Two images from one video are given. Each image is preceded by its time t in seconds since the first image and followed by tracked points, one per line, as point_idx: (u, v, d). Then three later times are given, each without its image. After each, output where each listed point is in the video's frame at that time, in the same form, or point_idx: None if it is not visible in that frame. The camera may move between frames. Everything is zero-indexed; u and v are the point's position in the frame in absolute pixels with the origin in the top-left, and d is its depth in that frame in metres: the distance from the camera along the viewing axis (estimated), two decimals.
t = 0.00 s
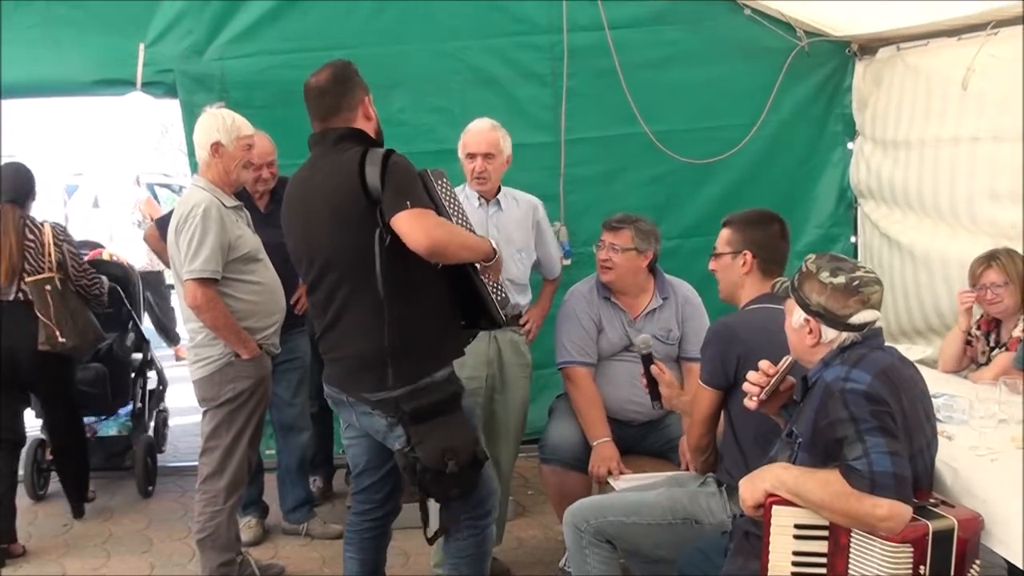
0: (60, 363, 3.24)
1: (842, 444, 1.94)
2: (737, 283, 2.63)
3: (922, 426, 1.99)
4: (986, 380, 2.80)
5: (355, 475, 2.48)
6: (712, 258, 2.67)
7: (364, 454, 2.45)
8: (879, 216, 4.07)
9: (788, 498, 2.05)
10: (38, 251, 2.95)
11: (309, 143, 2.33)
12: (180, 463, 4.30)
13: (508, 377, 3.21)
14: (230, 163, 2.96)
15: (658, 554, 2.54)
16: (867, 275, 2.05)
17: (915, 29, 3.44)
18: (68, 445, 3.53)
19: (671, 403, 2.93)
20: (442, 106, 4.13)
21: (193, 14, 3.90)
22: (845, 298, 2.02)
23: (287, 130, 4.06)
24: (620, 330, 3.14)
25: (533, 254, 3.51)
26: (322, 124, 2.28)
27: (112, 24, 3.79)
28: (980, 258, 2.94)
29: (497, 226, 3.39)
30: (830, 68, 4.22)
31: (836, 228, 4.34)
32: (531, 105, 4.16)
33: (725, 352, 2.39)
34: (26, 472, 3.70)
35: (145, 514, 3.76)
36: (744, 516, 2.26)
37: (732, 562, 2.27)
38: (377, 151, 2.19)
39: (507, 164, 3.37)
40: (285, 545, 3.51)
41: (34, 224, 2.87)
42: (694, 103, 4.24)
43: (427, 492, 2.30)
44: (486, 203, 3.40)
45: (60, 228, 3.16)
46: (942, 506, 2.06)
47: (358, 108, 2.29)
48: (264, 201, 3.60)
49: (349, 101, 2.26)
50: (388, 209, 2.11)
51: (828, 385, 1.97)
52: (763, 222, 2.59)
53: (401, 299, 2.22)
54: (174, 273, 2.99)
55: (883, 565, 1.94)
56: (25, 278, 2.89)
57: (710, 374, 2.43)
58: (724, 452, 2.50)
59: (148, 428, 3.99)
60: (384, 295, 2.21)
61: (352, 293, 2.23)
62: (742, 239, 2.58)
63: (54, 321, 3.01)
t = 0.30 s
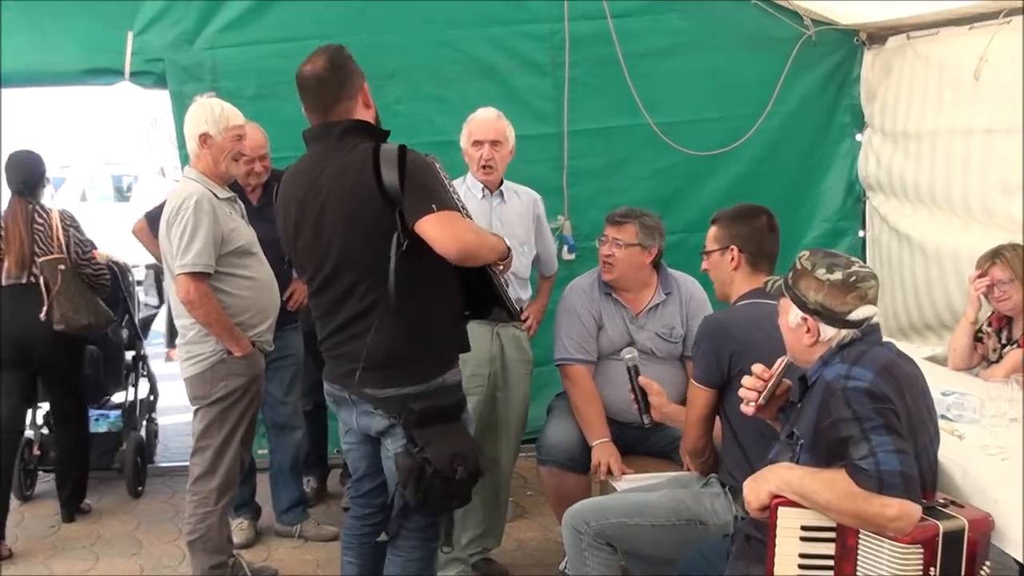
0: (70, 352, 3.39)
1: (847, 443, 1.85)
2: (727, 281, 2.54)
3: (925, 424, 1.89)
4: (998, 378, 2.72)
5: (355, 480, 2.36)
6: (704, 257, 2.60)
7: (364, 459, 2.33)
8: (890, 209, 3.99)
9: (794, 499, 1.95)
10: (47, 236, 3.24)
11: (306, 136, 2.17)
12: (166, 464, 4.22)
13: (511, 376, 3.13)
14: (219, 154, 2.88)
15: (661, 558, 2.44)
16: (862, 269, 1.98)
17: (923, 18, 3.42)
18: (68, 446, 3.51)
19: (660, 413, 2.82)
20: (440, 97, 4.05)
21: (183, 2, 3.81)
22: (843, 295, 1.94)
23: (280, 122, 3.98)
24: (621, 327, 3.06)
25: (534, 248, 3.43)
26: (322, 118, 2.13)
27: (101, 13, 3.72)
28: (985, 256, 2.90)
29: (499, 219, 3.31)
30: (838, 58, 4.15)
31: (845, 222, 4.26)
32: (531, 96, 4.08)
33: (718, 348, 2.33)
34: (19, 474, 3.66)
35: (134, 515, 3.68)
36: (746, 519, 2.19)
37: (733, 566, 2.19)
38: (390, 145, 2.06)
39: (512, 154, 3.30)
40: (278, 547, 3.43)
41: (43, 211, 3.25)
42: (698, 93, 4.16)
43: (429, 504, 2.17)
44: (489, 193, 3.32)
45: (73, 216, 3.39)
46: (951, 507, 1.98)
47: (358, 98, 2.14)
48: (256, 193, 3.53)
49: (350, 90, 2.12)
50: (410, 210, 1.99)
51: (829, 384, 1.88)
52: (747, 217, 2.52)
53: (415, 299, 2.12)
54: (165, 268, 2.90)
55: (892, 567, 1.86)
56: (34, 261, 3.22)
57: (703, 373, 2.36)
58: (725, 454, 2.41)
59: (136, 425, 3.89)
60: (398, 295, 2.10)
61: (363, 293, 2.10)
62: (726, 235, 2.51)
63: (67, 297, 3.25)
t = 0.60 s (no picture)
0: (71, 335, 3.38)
1: (850, 441, 1.79)
2: (719, 276, 2.48)
3: (929, 419, 1.82)
4: (1005, 374, 2.65)
5: (344, 485, 2.26)
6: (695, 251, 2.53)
7: (355, 464, 2.22)
8: (896, 202, 3.92)
9: (798, 499, 1.89)
10: (49, 216, 3.28)
11: (322, 116, 2.07)
12: (154, 463, 4.15)
13: (508, 372, 3.07)
14: (208, 147, 2.80)
15: (659, 558, 2.38)
16: (859, 264, 1.92)
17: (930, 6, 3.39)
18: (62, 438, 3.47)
19: (653, 409, 2.74)
20: (434, 87, 3.98)
21: None
22: (842, 291, 1.87)
23: (273, 112, 3.91)
24: (619, 323, 3.00)
25: (532, 241, 3.36)
26: (342, 100, 2.04)
27: None
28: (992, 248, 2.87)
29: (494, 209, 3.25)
30: (843, 47, 4.09)
31: (848, 215, 4.20)
32: (528, 87, 4.01)
33: (710, 339, 2.27)
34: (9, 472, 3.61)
35: (122, 515, 3.61)
36: (747, 521, 2.14)
37: (733, 569, 2.13)
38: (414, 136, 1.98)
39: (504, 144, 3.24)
40: (269, 548, 3.36)
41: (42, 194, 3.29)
42: (700, 83, 4.10)
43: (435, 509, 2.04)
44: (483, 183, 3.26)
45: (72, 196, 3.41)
46: (957, 506, 1.91)
47: (380, 81, 2.07)
48: (247, 185, 3.44)
49: (373, 71, 2.05)
50: (433, 205, 1.93)
51: (832, 380, 1.82)
52: (740, 210, 2.46)
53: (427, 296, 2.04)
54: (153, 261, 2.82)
55: (898, 569, 1.79)
56: (38, 245, 3.27)
57: (695, 369, 2.30)
58: (724, 453, 2.34)
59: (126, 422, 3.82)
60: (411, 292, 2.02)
61: (374, 287, 2.01)
62: (719, 229, 2.45)
63: (81, 271, 3.30)
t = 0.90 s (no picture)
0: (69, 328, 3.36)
1: (850, 439, 1.77)
2: (728, 271, 2.47)
3: (930, 418, 1.81)
4: (1003, 371, 2.64)
5: (331, 489, 2.24)
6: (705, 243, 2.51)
7: (344, 468, 2.20)
8: (895, 198, 3.91)
9: (795, 496, 1.87)
10: (54, 206, 3.27)
11: (350, 106, 2.01)
12: (149, 460, 4.14)
13: (506, 368, 3.05)
14: (205, 144, 2.78)
15: (657, 555, 2.37)
16: (870, 261, 1.90)
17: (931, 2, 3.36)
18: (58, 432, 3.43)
19: (651, 405, 2.72)
20: (430, 82, 3.96)
21: None
22: (852, 287, 1.87)
23: (268, 108, 3.89)
24: (617, 321, 2.99)
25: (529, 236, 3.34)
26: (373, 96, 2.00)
27: None
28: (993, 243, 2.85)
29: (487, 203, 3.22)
30: (841, 42, 4.08)
31: (847, 211, 4.19)
32: (525, 82, 3.99)
33: (715, 336, 2.25)
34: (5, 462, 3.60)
35: (118, 513, 3.60)
36: (745, 519, 2.12)
37: (731, 568, 2.12)
38: (445, 144, 1.98)
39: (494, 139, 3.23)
40: (265, 546, 3.35)
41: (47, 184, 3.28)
42: (698, 79, 4.08)
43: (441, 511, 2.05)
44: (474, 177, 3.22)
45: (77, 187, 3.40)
46: (957, 503, 1.90)
47: (415, 82, 2.03)
48: (242, 181, 3.44)
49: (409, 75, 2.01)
50: (462, 216, 1.93)
51: (833, 377, 1.81)
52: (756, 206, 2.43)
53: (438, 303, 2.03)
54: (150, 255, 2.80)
55: (897, 567, 1.78)
56: (42, 233, 3.26)
57: (699, 365, 2.28)
58: (723, 450, 2.32)
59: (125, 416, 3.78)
60: (424, 297, 2.01)
61: (388, 287, 1.98)
62: (730, 223, 2.43)
63: (78, 263, 3.26)
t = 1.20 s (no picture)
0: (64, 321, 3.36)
1: (847, 439, 1.77)
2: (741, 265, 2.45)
3: (927, 418, 1.80)
4: (999, 371, 2.63)
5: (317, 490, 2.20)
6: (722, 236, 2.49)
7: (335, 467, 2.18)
8: (892, 199, 3.91)
9: (791, 496, 1.87)
10: (51, 206, 3.29)
11: (359, 107, 1.99)
12: (145, 461, 4.14)
13: (503, 368, 3.05)
14: (203, 145, 2.77)
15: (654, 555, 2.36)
16: (872, 261, 1.89)
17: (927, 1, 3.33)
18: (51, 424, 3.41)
19: (653, 397, 2.72)
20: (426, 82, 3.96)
21: None
22: (853, 287, 1.86)
23: (264, 108, 3.89)
24: (613, 322, 2.99)
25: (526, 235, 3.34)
26: (382, 101, 1.99)
27: None
28: (989, 243, 2.86)
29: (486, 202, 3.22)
30: (837, 42, 4.08)
31: (843, 210, 4.19)
32: (521, 82, 3.99)
33: (722, 337, 2.21)
34: (4, 458, 3.62)
35: (114, 513, 3.59)
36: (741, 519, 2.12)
37: (727, 568, 2.11)
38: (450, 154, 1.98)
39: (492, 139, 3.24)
40: (261, 545, 3.35)
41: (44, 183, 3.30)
42: (694, 79, 4.08)
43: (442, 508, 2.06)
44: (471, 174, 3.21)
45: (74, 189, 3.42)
46: (952, 502, 1.90)
47: (426, 90, 2.03)
48: (239, 181, 3.44)
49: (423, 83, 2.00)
50: (466, 227, 1.94)
51: (830, 376, 1.81)
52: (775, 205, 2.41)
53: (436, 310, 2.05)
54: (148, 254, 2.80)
55: (893, 568, 1.77)
56: (38, 232, 3.28)
57: (705, 364, 2.25)
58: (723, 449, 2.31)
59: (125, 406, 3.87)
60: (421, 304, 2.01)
61: (387, 292, 1.98)
62: (750, 219, 2.40)
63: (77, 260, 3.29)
